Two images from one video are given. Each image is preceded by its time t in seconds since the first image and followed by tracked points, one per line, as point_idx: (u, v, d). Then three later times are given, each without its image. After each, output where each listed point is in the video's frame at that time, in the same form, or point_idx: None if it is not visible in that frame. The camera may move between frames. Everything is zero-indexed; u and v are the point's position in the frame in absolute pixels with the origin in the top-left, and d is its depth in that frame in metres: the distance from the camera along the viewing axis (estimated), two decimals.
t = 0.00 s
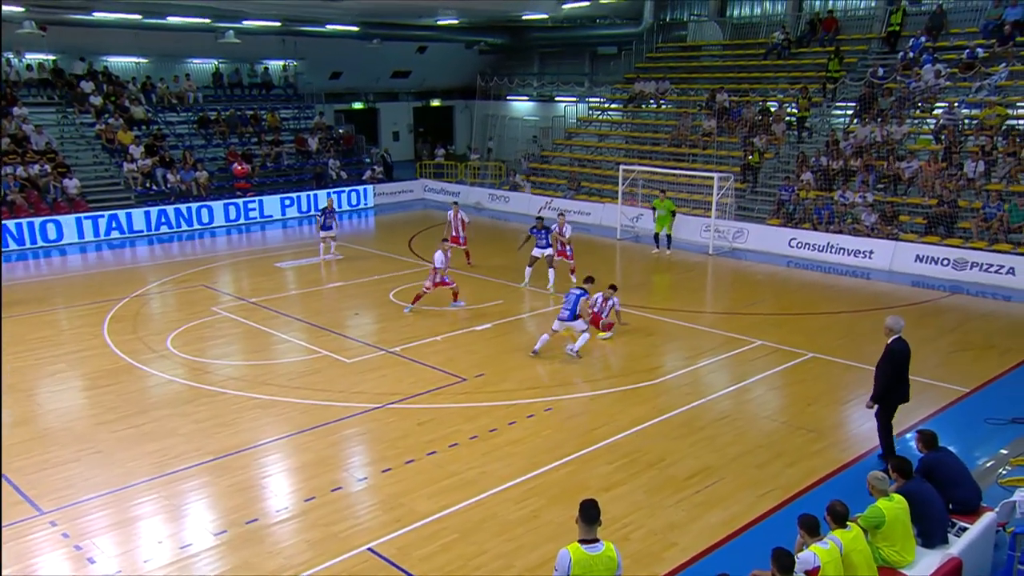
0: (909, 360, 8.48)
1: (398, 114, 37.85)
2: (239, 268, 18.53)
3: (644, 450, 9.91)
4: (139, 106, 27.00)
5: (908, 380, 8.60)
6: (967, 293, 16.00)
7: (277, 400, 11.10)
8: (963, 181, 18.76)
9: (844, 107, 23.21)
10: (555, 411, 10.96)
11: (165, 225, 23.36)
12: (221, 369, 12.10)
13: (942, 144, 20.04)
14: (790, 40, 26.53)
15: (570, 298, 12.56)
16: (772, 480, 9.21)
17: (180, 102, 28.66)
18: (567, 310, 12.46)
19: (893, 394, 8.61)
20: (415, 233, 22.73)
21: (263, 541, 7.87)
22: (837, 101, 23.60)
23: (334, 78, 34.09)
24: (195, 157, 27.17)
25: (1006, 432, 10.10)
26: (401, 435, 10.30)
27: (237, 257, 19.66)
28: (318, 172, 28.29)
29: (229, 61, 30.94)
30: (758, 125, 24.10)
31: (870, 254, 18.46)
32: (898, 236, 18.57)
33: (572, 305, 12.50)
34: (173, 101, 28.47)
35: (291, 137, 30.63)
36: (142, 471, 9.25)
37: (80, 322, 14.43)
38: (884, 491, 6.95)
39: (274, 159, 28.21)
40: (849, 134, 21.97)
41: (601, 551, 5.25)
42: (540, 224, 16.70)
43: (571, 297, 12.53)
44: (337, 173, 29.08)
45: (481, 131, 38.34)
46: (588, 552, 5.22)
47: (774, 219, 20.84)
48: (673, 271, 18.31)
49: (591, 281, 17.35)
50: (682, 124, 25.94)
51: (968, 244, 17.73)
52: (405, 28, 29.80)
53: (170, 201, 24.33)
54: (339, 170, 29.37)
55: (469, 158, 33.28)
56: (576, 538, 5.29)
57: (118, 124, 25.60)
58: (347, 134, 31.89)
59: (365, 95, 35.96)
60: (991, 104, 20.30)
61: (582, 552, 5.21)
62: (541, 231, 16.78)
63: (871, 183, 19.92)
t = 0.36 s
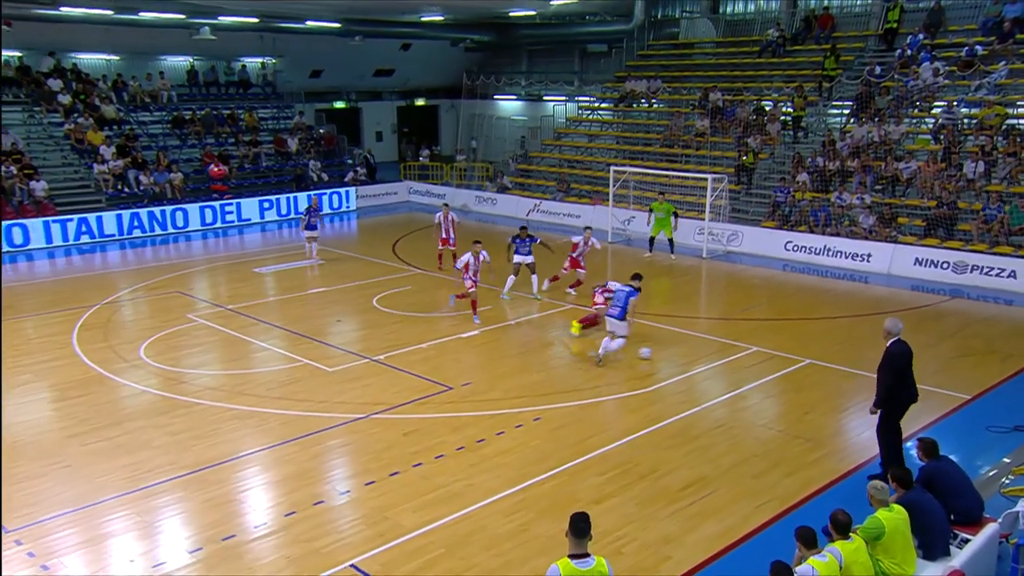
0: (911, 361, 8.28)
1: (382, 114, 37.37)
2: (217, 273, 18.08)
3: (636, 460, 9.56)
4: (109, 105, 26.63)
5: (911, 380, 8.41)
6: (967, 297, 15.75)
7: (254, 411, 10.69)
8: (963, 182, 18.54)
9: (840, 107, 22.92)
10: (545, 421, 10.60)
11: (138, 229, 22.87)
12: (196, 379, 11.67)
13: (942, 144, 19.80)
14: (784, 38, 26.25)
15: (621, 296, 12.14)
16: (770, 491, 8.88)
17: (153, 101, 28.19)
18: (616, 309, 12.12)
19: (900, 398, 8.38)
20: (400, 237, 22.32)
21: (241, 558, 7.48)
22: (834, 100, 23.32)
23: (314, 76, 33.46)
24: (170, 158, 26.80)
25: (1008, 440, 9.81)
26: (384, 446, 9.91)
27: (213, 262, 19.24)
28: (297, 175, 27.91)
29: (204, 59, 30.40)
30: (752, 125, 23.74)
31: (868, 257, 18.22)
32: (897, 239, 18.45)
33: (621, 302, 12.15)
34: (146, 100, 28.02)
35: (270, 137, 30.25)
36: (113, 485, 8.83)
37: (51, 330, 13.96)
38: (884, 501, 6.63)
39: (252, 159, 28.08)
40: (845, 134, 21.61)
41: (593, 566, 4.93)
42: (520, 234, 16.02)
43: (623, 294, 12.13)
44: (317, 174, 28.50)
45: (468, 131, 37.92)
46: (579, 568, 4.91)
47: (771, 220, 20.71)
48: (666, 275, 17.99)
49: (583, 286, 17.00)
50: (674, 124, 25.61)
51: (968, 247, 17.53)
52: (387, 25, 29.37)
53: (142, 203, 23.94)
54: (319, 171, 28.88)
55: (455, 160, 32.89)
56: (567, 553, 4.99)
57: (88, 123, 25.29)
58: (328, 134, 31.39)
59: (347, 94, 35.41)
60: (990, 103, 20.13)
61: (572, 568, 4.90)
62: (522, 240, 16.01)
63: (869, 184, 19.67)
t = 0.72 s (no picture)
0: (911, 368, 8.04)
1: (347, 112, 36.59)
2: (172, 279, 17.44)
3: (614, 472, 9.16)
4: (54, 102, 25.72)
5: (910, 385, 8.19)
6: (952, 300, 15.57)
7: (211, 425, 10.14)
8: (947, 181, 18.40)
9: (821, 105, 22.85)
10: (519, 432, 10.17)
11: (87, 233, 22.12)
12: (149, 392, 11.09)
13: (924, 142, 19.68)
14: (763, 34, 26.07)
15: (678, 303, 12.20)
16: (753, 502, 8.52)
17: (102, 98, 27.37)
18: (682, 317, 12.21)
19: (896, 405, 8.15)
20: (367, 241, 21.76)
21: None
22: (814, 98, 23.22)
23: (274, 71, 33.13)
24: (120, 157, 26.23)
25: (994, 446, 9.54)
26: (351, 461, 9.43)
27: (167, 268, 18.60)
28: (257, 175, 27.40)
29: (155, 54, 29.55)
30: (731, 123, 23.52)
31: (850, 259, 18.00)
32: (880, 240, 18.31)
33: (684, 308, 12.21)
34: (94, 96, 27.22)
35: (227, 136, 29.57)
36: (57, 507, 8.27)
37: None
38: (869, 512, 6.29)
39: (208, 160, 27.28)
40: (827, 132, 21.37)
41: None
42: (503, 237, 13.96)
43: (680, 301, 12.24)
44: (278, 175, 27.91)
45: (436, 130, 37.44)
46: None
47: (752, 223, 20.50)
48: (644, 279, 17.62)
49: (559, 290, 16.56)
50: (651, 122, 25.31)
51: (952, 248, 17.39)
52: (353, 19, 28.75)
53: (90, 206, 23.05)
54: (280, 172, 28.31)
55: (424, 160, 32.37)
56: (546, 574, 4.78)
57: (30, 121, 24.32)
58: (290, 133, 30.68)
59: (309, 91, 34.56)
60: (973, 101, 20.11)
61: None
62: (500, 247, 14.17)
63: (851, 184, 19.48)
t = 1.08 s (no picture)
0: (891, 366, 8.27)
1: (295, 112, 35.97)
2: (106, 290, 16.70)
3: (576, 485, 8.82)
4: None
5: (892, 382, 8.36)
6: (916, 304, 15.55)
7: (149, 444, 9.57)
8: (909, 183, 18.45)
9: (782, 106, 22.86)
10: (478, 445, 9.77)
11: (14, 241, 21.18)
12: (81, 410, 10.46)
13: (886, 143, 19.76)
14: (723, 33, 26.04)
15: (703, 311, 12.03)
16: (718, 513, 8.24)
17: (28, 98, 26.48)
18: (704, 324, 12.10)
19: (882, 398, 8.35)
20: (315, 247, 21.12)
21: None
22: (775, 98, 23.23)
23: (214, 70, 31.77)
24: (49, 161, 25.64)
25: (961, 452, 9.40)
26: (300, 479, 8.95)
27: (101, 277, 17.85)
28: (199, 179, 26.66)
29: (87, 50, 27.91)
30: (692, 124, 23.45)
31: (814, 263, 17.95)
32: (843, 243, 18.30)
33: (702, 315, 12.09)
34: (19, 96, 26.27)
35: (165, 138, 28.93)
36: None
37: None
38: (835, 521, 5.98)
39: (144, 163, 26.85)
40: (788, 133, 21.34)
41: None
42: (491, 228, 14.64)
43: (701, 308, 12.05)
44: (220, 179, 27.60)
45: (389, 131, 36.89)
46: None
47: (715, 226, 20.33)
48: (605, 285, 17.34)
49: (519, 298, 16.18)
50: (611, 124, 25.12)
51: (915, 251, 17.41)
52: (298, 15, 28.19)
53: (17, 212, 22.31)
54: (223, 175, 27.84)
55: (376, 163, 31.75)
56: None
57: None
58: (233, 134, 29.92)
59: (253, 91, 33.82)
60: (933, 102, 20.22)
61: None
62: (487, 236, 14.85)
63: (813, 186, 19.45)
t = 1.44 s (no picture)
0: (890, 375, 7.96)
1: (261, 113, 35.11)
2: (57, 301, 16.03)
3: (559, 503, 8.36)
4: None
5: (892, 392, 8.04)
6: (910, 311, 15.24)
7: (104, 465, 9.02)
8: (902, 185, 18.20)
9: (770, 105, 22.51)
10: (455, 461, 9.29)
11: None
12: (31, 429, 9.88)
13: (878, 144, 19.47)
14: (708, 29, 25.72)
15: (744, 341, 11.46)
16: (706, 531, 7.81)
17: None
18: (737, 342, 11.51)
19: (880, 408, 8.02)
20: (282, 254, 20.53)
21: None
22: (764, 97, 22.80)
23: (174, 66, 31.06)
24: None
25: (957, 465, 9.02)
26: (266, 500, 8.43)
27: (52, 287, 17.20)
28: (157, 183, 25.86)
29: (37, 46, 27.89)
30: (677, 124, 23.10)
31: (804, 269, 17.61)
32: (834, 248, 17.99)
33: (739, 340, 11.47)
34: None
35: (121, 138, 28.24)
36: None
37: None
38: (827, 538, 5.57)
39: (99, 164, 26.13)
40: (777, 134, 20.94)
41: None
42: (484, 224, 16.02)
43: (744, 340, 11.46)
44: (180, 181, 26.62)
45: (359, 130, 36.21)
46: None
47: (701, 230, 19.95)
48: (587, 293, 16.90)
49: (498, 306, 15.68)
50: (593, 124, 24.72)
51: (909, 256, 17.12)
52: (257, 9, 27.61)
53: None
54: (183, 178, 26.92)
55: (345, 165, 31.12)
56: None
57: None
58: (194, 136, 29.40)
59: (215, 88, 33.01)
60: (926, 101, 19.93)
61: None
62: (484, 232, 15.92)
63: (804, 188, 19.16)
